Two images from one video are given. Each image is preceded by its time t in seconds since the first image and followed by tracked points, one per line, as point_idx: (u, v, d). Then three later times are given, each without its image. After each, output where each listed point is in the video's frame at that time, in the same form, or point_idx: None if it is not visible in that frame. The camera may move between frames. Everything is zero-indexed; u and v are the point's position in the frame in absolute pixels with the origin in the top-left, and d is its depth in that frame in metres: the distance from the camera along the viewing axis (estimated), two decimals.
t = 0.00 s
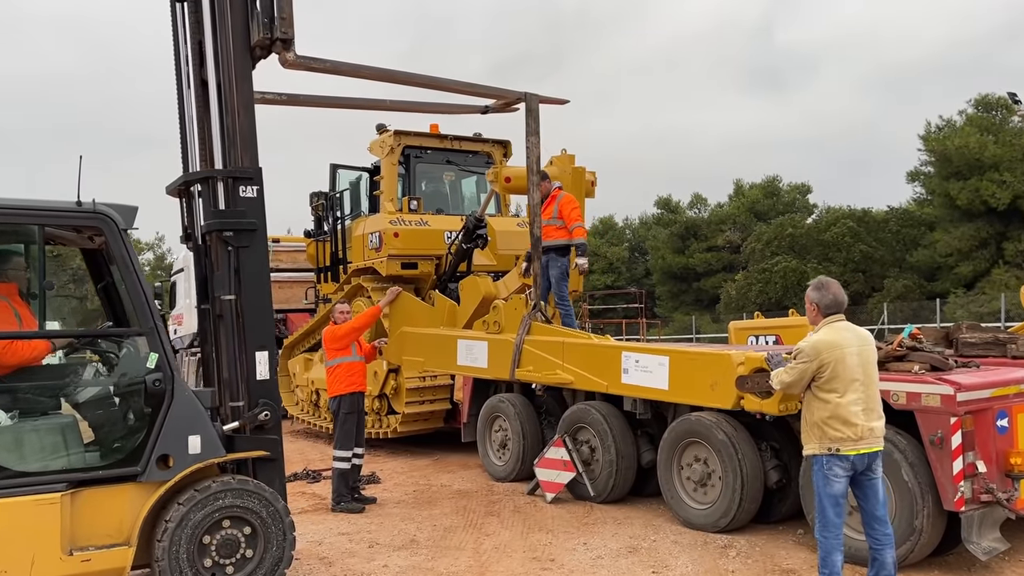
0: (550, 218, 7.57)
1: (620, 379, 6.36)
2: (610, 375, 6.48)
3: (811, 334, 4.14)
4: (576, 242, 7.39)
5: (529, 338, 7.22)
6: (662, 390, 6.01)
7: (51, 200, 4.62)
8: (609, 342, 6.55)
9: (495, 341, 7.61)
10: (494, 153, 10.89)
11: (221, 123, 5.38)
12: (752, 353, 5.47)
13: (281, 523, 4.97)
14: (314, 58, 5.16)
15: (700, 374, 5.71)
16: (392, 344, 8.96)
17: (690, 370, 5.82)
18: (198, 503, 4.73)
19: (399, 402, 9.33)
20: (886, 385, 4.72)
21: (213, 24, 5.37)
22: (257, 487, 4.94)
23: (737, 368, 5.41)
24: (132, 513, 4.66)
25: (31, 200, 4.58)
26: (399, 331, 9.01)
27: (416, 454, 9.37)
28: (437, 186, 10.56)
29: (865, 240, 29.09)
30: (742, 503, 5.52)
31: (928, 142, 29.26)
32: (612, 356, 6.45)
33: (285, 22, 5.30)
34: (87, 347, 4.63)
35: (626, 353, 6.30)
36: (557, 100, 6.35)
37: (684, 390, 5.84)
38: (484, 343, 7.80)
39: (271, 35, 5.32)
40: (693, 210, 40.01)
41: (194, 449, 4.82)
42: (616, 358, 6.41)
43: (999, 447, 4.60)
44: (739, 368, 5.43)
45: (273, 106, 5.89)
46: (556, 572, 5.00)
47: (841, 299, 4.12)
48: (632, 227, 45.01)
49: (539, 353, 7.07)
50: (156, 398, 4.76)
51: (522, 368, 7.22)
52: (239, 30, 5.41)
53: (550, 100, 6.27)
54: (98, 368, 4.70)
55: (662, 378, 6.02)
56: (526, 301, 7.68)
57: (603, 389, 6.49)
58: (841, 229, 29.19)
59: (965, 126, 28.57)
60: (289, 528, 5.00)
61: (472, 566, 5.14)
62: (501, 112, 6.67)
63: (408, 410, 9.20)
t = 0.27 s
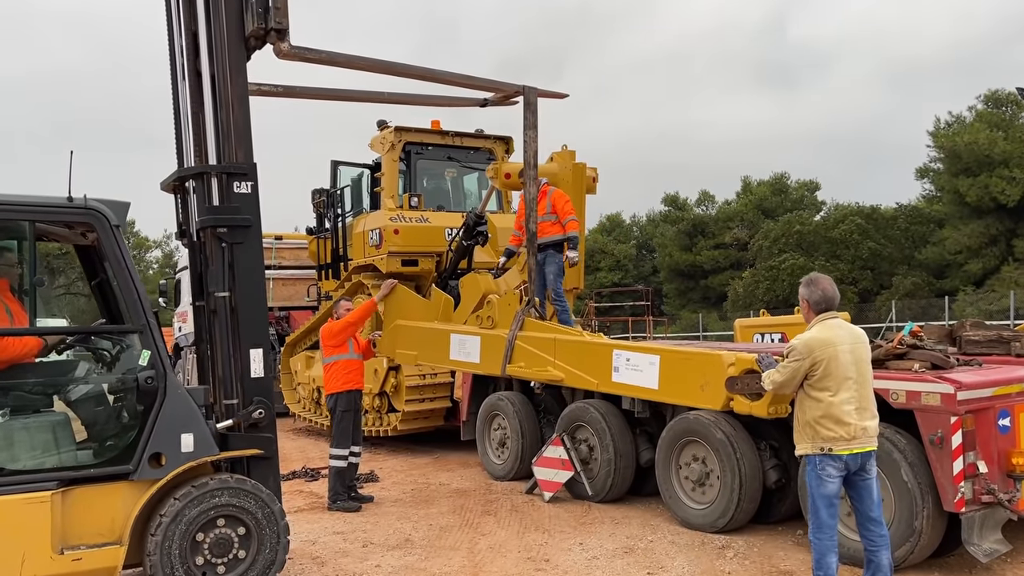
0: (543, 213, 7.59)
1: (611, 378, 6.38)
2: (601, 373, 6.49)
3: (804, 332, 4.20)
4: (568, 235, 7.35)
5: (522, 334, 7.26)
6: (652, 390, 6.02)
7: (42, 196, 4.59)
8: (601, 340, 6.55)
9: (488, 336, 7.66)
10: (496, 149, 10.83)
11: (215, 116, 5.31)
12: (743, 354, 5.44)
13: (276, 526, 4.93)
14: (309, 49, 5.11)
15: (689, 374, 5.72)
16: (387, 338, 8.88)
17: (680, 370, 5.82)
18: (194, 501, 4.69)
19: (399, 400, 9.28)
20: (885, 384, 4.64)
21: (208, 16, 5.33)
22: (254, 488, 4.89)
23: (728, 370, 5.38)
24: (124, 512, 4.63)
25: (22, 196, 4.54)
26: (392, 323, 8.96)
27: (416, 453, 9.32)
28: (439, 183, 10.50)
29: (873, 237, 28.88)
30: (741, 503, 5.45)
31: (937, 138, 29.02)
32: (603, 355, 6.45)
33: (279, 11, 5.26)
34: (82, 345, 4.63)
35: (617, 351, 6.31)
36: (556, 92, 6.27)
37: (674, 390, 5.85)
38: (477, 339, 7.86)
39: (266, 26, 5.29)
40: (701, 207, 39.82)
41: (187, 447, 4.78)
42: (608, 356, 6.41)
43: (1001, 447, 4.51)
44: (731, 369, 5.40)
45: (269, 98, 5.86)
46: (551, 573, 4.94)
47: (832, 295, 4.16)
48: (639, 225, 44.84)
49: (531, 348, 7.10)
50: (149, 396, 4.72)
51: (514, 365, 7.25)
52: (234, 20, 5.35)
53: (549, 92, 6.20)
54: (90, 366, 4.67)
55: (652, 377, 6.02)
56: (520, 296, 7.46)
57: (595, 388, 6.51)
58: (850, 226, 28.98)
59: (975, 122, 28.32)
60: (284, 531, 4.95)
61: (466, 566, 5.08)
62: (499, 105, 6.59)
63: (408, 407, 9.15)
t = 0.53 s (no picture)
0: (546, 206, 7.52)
1: (603, 368, 6.36)
2: (593, 363, 6.48)
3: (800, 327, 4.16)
4: (567, 230, 7.29)
5: (516, 323, 7.23)
6: (644, 381, 6.00)
7: (36, 190, 4.54)
8: (594, 330, 6.54)
9: (483, 326, 7.65)
10: (498, 145, 10.77)
11: (211, 108, 5.24)
12: (737, 347, 5.40)
13: (274, 529, 4.88)
14: (305, 36, 5.05)
15: (681, 367, 5.70)
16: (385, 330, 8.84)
17: (672, 363, 5.79)
18: (195, 495, 4.66)
19: (400, 397, 9.24)
20: (886, 380, 4.56)
21: (204, 6, 5.26)
22: (256, 487, 4.86)
23: (721, 361, 5.37)
24: (120, 509, 4.58)
25: (17, 190, 4.50)
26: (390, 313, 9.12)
27: (417, 450, 9.28)
28: (440, 178, 10.44)
29: (880, 233, 28.70)
30: (741, 500, 5.38)
31: (945, 134, 28.80)
32: (596, 345, 6.44)
33: None
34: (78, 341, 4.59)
35: (611, 341, 6.28)
36: (557, 81, 6.19)
37: (666, 381, 5.83)
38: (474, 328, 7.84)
39: (261, 13, 5.22)
40: (707, 203, 39.66)
41: (184, 443, 4.73)
42: (600, 346, 6.39)
43: (1005, 444, 4.44)
44: (723, 361, 5.38)
45: (266, 88, 5.76)
46: (547, 571, 4.88)
47: (828, 291, 4.11)
48: (646, 221, 44.69)
49: (524, 339, 7.09)
50: (145, 391, 4.68)
51: (508, 353, 7.27)
52: (230, 8, 5.29)
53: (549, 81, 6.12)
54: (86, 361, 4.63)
55: (644, 369, 6.00)
56: (516, 287, 7.48)
57: (586, 378, 6.50)
58: (857, 221, 28.80)
59: (983, 116, 28.09)
60: (282, 534, 4.90)
61: (462, 565, 5.03)
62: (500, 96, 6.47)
63: (409, 404, 9.11)
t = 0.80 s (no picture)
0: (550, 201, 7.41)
1: (601, 359, 6.29)
2: (590, 354, 6.41)
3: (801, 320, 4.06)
4: (574, 227, 7.30)
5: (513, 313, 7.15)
6: (643, 371, 5.93)
7: (24, 181, 4.47)
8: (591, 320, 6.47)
9: (480, 316, 7.53)
10: (499, 138, 10.67)
11: (203, 95, 5.16)
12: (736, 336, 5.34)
13: (269, 528, 4.80)
14: (299, 20, 4.95)
15: (680, 357, 5.62)
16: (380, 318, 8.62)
17: (671, 352, 5.71)
18: (190, 491, 4.58)
19: (400, 392, 9.17)
20: (891, 374, 4.46)
21: None
22: (252, 485, 4.78)
23: (719, 351, 5.31)
24: (111, 506, 4.51)
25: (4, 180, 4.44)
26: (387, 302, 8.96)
27: (418, 446, 9.20)
28: (441, 172, 10.35)
29: (887, 227, 28.50)
30: (743, 497, 5.28)
31: (953, 127, 28.58)
32: (593, 335, 6.36)
33: None
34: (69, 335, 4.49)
35: (608, 331, 6.21)
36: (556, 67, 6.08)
37: (664, 372, 5.76)
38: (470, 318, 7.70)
39: None
40: (712, 198, 39.49)
41: (176, 439, 4.65)
42: (598, 337, 6.32)
43: (1012, 440, 4.35)
44: (722, 351, 5.32)
45: (260, 74, 5.66)
46: (545, 569, 4.80)
47: (819, 282, 4.02)
48: (651, 216, 44.54)
49: (521, 329, 7.01)
50: (136, 386, 4.59)
51: (504, 343, 7.17)
52: None
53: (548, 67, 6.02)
54: (77, 356, 4.55)
55: (642, 359, 5.93)
56: (514, 278, 7.42)
57: (584, 369, 6.42)
58: (864, 215, 28.62)
59: (991, 109, 27.86)
60: (276, 534, 4.82)
61: (458, 562, 4.95)
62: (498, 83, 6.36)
63: (409, 400, 9.03)
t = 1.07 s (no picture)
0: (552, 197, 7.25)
1: (603, 355, 6.14)
2: (592, 350, 6.26)
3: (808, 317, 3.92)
4: (577, 223, 7.14)
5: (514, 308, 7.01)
6: (645, 367, 5.79)
7: (7, 177, 4.36)
8: (593, 315, 6.32)
9: (480, 312, 7.41)
10: (501, 133, 10.52)
11: (193, 85, 5.03)
12: (741, 331, 5.19)
13: (260, 534, 4.67)
14: (290, 6, 4.83)
15: (683, 353, 5.48)
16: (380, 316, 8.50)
17: (674, 348, 5.57)
18: (178, 495, 4.46)
19: (400, 391, 9.06)
20: (902, 373, 4.31)
21: None
22: (243, 489, 4.65)
23: (724, 346, 5.15)
24: (97, 510, 4.39)
25: None
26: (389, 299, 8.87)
27: (419, 445, 9.09)
28: (442, 168, 10.20)
29: (894, 222, 28.25)
30: (749, 499, 5.15)
31: (961, 120, 28.30)
32: (596, 330, 6.22)
33: None
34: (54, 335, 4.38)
35: (610, 327, 6.06)
36: (555, 54, 5.94)
37: (667, 367, 5.62)
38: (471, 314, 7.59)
39: None
40: (718, 193, 39.27)
41: (164, 442, 4.52)
42: (600, 332, 6.18)
43: None
44: (727, 346, 5.17)
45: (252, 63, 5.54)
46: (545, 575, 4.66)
47: (832, 279, 3.86)
48: (656, 212, 44.34)
49: (522, 324, 6.86)
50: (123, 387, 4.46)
51: (505, 339, 7.02)
52: None
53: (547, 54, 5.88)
54: (63, 357, 4.43)
55: (644, 354, 5.78)
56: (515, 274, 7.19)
57: (586, 365, 6.29)
58: (871, 211, 28.39)
59: (999, 103, 27.58)
60: (268, 540, 4.69)
61: (455, 567, 4.82)
62: (496, 71, 6.23)
63: (410, 399, 8.91)
